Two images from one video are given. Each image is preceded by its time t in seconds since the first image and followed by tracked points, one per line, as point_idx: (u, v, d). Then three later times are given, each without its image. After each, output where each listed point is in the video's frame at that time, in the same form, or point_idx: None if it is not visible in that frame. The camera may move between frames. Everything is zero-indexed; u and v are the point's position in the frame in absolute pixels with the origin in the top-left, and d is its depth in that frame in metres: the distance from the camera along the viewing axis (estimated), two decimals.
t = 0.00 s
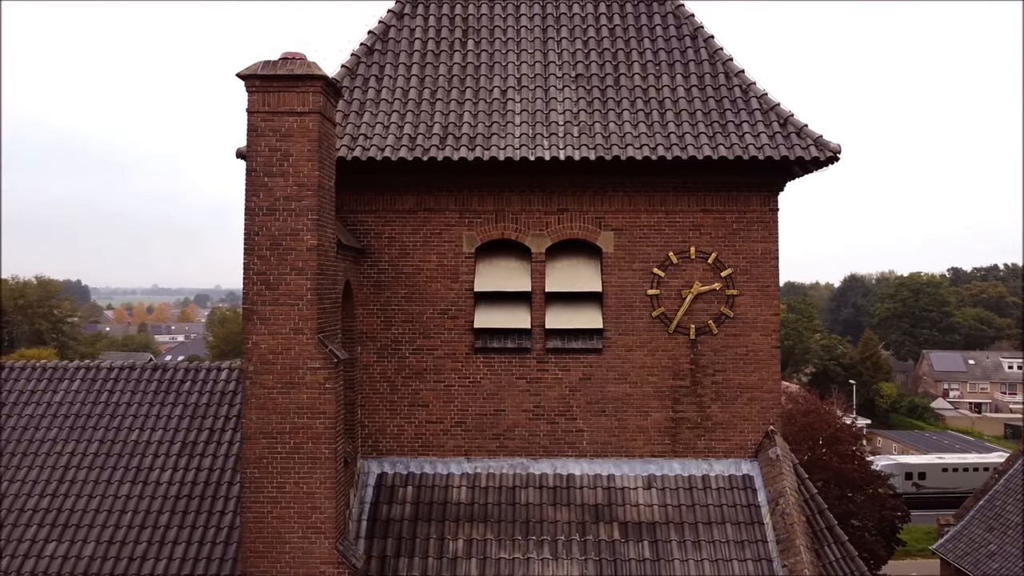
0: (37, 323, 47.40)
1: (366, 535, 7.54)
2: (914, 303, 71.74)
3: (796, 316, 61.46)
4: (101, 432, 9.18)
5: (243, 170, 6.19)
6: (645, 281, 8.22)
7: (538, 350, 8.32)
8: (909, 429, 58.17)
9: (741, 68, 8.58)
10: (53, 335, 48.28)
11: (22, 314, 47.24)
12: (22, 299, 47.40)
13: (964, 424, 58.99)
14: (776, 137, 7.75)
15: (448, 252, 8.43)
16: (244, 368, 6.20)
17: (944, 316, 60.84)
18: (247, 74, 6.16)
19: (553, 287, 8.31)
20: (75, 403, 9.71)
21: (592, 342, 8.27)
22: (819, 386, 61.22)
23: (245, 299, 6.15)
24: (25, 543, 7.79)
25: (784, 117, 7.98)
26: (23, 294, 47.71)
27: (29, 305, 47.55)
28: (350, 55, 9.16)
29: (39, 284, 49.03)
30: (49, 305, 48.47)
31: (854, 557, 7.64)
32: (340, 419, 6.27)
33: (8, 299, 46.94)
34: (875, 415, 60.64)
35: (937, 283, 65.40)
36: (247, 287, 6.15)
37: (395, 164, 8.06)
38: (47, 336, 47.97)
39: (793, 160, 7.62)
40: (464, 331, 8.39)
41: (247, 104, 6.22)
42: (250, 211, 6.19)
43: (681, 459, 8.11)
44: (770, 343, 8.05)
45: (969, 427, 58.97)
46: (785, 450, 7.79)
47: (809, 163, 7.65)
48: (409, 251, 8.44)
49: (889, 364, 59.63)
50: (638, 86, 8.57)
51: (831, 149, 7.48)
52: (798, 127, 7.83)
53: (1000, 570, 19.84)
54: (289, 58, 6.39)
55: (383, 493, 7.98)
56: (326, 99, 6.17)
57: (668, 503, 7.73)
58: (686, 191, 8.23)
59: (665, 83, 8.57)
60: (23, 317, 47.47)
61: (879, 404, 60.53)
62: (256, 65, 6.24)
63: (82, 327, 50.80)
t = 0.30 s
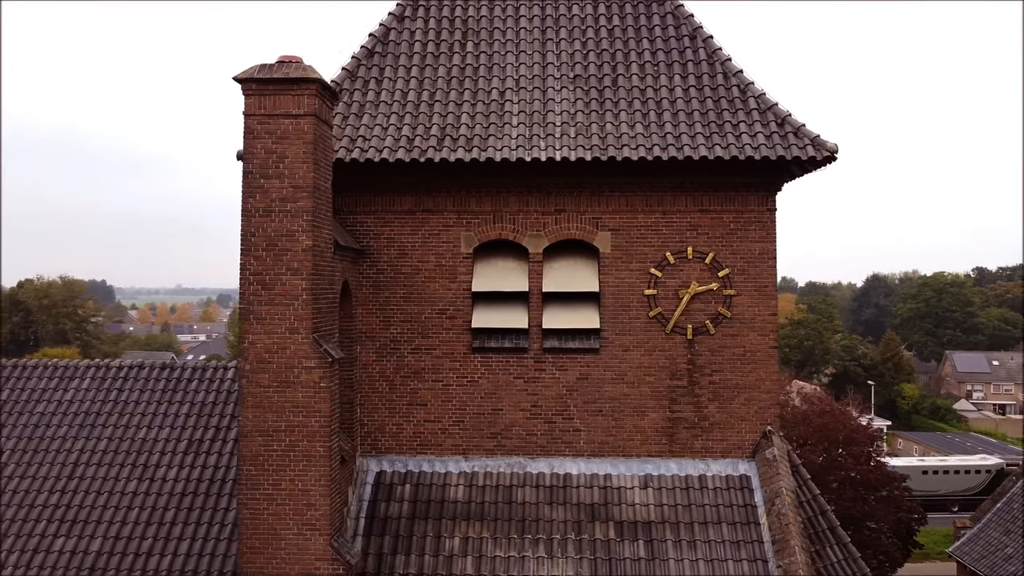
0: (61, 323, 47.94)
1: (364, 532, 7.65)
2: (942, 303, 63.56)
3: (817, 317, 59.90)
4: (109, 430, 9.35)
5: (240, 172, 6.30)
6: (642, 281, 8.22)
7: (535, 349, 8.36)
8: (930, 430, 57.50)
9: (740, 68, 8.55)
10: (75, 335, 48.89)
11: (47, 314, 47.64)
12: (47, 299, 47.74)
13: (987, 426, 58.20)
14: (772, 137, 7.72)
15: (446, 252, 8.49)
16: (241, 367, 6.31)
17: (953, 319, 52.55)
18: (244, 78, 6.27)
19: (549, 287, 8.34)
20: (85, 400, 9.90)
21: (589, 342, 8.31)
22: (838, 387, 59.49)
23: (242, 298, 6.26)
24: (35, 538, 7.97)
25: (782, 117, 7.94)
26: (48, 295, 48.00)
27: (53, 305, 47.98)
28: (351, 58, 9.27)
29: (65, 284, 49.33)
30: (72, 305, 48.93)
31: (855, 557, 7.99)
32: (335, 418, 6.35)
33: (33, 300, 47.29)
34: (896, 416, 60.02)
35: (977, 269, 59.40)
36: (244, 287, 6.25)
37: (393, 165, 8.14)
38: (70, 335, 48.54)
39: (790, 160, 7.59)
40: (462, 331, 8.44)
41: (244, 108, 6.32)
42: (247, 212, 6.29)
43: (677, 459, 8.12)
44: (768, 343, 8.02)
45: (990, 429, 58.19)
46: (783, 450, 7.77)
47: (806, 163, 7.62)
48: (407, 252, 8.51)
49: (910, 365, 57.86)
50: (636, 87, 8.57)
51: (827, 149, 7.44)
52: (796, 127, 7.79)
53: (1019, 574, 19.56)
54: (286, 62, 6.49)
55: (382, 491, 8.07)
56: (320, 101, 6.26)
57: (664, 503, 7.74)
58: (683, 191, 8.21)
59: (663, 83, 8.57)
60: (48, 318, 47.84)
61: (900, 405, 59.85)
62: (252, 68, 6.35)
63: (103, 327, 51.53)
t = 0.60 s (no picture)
0: (87, 323, 48.53)
1: (362, 529, 7.74)
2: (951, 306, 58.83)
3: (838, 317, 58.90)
4: (117, 427, 9.57)
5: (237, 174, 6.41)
6: (639, 281, 8.23)
7: (532, 349, 8.40)
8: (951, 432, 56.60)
9: (738, 68, 8.53)
10: (98, 334, 49.69)
11: (70, 314, 48.25)
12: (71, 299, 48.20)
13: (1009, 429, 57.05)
14: (769, 137, 7.70)
15: (445, 253, 8.55)
16: (238, 366, 6.41)
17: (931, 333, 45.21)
18: (240, 81, 6.38)
19: (547, 287, 8.36)
20: (94, 399, 10.13)
21: (586, 342, 8.33)
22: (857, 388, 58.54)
23: (239, 298, 6.35)
24: (46, 532, 8.19)
25: (779, 116, 7.91)
26: (72, 295, 48.38)
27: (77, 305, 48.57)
28: (351, 60, 9.38)
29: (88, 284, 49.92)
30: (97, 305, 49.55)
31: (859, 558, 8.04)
32: (330, 416, 6.43)
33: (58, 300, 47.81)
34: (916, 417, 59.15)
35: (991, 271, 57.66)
36: (241, 287, 6.35)
37: (391, 167, 8.22)
38: (93, 335, 49.32)
39: (786, 160, 7.56)
40: (460, 331, 8.50)
41: (240, 110, 6.42)
42: (244, 213, 6.40)
43: (674, 459, 8.13)
44: (766, 343, 7.99)
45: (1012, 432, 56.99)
46: (780, 451, 7.75)
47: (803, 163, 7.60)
48: (406, 252, 8.58)
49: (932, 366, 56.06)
50: (633, 87, 8.58)
51: (824, 148, 7.41)
52: (793, 127, 7.76)
53: None
54: (283, 65, 6.56)
55: (380, 489, 8.16)
56: (315, 104, 6.34)
57: (660, 502, 7.75)
58: (680, 191, 8.21)
59: (661, 83, 8.57)
60: (72, 317, 48.32)
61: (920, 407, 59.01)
62: (249, 72, 6.45)
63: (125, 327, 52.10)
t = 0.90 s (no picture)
0: (109, 323, 49.44)
1: (360, 527, 7.84)
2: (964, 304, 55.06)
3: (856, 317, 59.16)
4: (126, 425, 9.84)
5: (234, 176, 6.52)
6: (637, 281, 8.24)
7: (530, 349, 8.44)
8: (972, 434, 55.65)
9: (736, 68, 8.50)
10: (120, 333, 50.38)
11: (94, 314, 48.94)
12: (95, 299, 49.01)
13: None
14: (766, 137, 7.69)
15: (443, 253, 8.62)
16: (236, 365, 6.51)
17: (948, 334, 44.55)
18: (238, 84, 6.49)
19: (544, 287, 8.40)
20: (104, 397, 10.42)
21: (583, 342, 8.36)
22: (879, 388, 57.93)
23: (237, 298, 6.46)
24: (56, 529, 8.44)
25: (777, 116, 7.89)
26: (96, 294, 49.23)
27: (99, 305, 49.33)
28: (352, 63, 9.50)
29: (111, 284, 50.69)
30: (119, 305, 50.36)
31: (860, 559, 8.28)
32: (326, 415, 6.51)
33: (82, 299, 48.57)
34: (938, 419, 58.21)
35: None
36: (238, 287, 6.45)
37: (390, 168, 8.31)
38: (115, 335, 49.99)
39: (783, 160, 7.55)
40: (458, 330, 8.56)
41: (238, 113, 6.53)
42: (241, 215, 6.51)
43: (672, 459, 8.13)
44: (763, 343, 7.97)
45: None
46: (778, 451, 7.72)
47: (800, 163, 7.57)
48: (405, 252, 8.66)
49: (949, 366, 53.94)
50: (631, 88, 8.60)
51: (821, 148, 7.38)
52: (790, 126, 7.74)
53: None
54: (281, 68, 6.66)
55: (378, 487, 8.25)
56: (311, 107, 6.44)
57: (656, 502, 7.77)
58: (678, 191, 8.21)
59: (658, 83, 8.58)
60: (96, 317, 49.17)
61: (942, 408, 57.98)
62: (247, 75, 6.56)
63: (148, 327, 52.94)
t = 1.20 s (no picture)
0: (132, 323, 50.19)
1: (359, 524, 7.93)
2: (1002, 305, 49.31)
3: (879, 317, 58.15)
4: (136, 423, 10.12)
5: (232, 178, 6.62)
6: (634, 281, 8.25)
7: (528, 348, 8.48)
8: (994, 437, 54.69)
9: (734, 67, 8.48)
10: (142, 332, 51.03)
11: (116, 314, 49.79)
12: (117, 299, 49.75)
13: None
14: (763, 137, 7.68)
15: (442, 254, 8.68)
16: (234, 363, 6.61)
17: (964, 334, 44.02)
18: (236, 88, 6.59)
19: (541, 287, 8.43)
20: (116, 396, 10.74)
21: (581, 342, 8.38)
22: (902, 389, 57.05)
23: (234, 298, 6.56)
24: (65, 524, 8.72)
25: (775, 116, 7.87)
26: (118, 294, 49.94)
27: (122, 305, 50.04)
28: (353, 65, 9.61)
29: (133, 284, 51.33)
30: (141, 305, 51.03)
31: (862, 560, 8.51)
32: (322, 413, 6.59)
33: (104, 300, 49.30)
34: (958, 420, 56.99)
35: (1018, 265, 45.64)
36: (236, 287, 6.55)
37: (389, 169, 8.40)
38: (138, 335, 50.56)
39: (779, 160, 7.53)
40: (457, 330, 8.63)
41: (236, 116, 6.64)
42: (239, 216, 6.61)
43: (669, 459, 8.14)
44: (761, 343, 7.95)
45: None
46: (775, 451, 7.70)
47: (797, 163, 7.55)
48: (404, 253, 8.74)
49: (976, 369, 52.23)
50: (629, 88, 8.62)
51: (817, 148, 7.36)
52: (787, 126, 7.72)
53: None
54: (278, 71, 6.76)
55: (377, 485, 8.33)
56: (306, 108, 6.51)
57: (652, 502, 7.78)
58: (675, 191, 8.21)
59: (656, 83, 8.59)
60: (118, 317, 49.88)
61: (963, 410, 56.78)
62: (244, 78, 6.66)
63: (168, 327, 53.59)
